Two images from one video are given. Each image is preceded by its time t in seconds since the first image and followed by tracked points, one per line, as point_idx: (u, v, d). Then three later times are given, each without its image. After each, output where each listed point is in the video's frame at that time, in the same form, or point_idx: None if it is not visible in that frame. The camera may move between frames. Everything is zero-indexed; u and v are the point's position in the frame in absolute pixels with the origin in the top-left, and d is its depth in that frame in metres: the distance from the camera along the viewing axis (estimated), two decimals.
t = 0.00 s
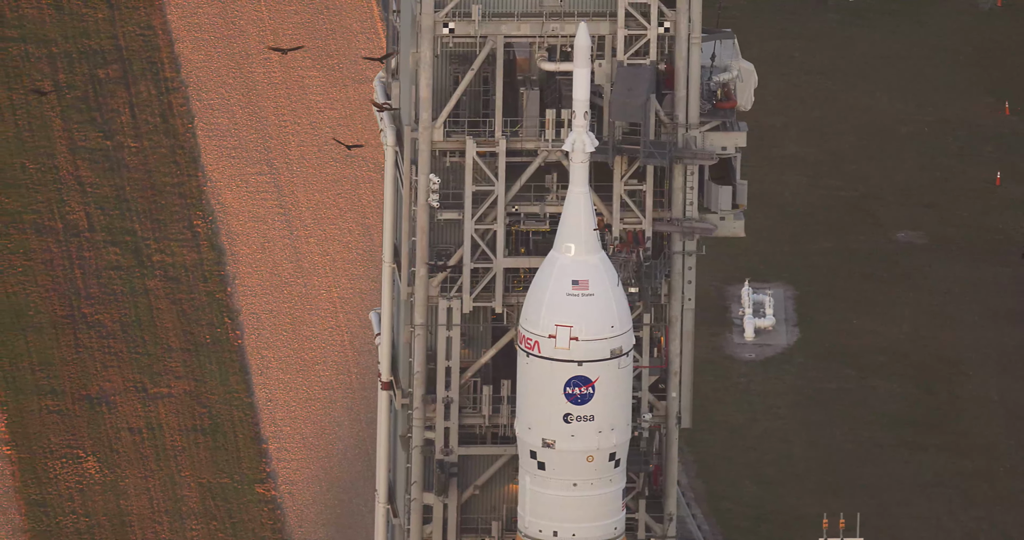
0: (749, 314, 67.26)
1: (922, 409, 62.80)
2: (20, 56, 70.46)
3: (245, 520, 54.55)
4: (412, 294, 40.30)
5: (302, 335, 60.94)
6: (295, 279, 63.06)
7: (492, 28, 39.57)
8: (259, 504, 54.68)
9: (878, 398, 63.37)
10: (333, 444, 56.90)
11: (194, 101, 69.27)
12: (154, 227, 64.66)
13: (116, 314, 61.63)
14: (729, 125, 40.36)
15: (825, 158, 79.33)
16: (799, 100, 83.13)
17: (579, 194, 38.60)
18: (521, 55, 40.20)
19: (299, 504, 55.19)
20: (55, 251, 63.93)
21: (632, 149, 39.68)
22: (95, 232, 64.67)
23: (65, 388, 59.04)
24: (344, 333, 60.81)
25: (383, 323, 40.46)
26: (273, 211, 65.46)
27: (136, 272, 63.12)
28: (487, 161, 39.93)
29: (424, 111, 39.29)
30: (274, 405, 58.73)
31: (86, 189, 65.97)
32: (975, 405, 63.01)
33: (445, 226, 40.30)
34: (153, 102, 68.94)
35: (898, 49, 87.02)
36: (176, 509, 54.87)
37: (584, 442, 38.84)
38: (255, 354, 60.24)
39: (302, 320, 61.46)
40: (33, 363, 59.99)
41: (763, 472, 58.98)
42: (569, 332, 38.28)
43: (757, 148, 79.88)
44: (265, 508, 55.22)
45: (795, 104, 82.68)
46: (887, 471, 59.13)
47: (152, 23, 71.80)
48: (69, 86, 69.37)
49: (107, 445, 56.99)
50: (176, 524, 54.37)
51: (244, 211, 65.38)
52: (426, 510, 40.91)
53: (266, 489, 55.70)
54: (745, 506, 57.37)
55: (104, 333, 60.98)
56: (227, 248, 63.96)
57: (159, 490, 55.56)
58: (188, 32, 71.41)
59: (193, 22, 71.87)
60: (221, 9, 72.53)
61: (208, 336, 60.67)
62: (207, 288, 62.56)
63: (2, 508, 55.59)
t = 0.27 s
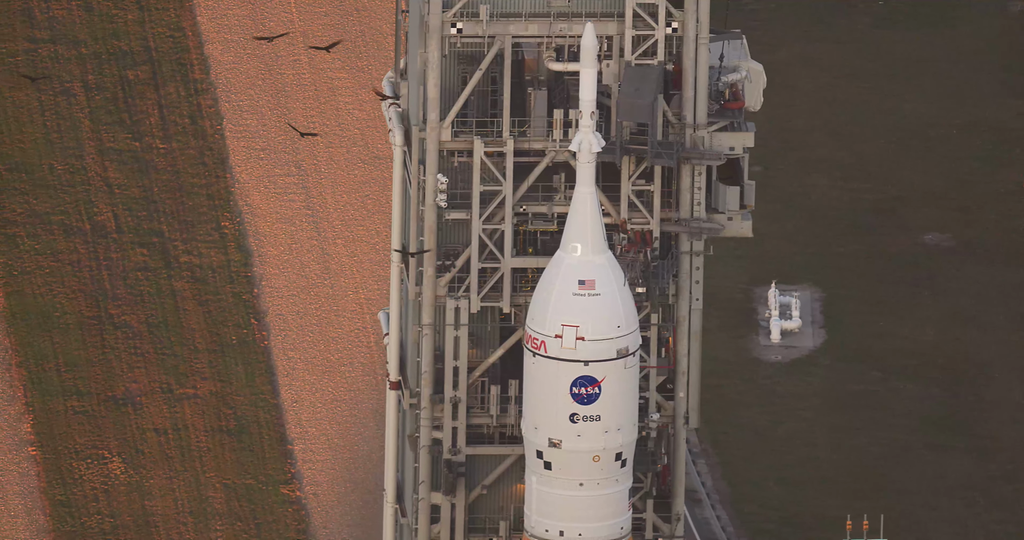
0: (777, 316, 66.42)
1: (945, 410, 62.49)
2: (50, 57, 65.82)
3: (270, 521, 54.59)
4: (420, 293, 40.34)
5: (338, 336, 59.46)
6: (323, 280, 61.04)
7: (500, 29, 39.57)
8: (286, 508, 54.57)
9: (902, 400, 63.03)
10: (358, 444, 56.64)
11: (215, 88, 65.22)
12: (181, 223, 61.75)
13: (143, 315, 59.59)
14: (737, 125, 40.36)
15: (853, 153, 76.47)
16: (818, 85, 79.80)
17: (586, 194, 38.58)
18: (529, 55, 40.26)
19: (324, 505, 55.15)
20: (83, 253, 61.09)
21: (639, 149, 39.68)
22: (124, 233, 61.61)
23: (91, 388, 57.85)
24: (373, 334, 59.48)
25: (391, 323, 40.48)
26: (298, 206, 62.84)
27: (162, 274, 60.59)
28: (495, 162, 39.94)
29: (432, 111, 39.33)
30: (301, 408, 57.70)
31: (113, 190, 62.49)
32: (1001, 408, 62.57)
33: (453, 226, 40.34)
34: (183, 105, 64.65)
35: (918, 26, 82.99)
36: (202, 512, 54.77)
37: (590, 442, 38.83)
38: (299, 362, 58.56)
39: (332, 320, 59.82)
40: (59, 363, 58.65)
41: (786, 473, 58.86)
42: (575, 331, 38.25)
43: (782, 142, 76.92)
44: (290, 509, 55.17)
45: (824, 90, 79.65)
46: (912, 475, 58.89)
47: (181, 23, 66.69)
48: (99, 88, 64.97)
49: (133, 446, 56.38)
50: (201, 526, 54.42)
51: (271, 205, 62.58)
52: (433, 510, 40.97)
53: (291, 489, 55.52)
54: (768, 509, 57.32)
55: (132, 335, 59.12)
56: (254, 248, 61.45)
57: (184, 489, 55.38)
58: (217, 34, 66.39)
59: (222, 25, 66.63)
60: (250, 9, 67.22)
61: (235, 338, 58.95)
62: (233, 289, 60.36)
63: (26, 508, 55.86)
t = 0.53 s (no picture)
0: (802, 316, 66.21)
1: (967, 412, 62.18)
2: (75, 60, 69.34)
3: (293, 522, 55.73)
4: (426, 293, 40.37)
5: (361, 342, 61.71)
6: (349, 284, 63.54)
7: (506, 29, 39.56)
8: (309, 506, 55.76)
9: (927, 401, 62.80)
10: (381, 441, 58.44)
11: (241, 88, 68.93)
12: (204, 225, 64.43)
13: (168, 316, 61.72)
14: (743, 126, 40.39)
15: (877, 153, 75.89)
16: (836, 92, 80.56)
17: (591, 194, 38.61)
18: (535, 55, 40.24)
19: (347, 505, 56.50)
20: (107, 255, 63.57)
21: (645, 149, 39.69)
22: (148, 234, 64.26)
23: (116, 389, 59.63)
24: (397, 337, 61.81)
25: (398, 322, 40.51)
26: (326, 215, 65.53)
27: (188, 275, 62.95)
28: (500, 162, 39.97)
29: (438, 111, 39.37)
30: (325, 407, 59.60)
31: (139, 192, 65.38)
32: None
33: (459, 226, 40.38)
34: (208, 105, 67.97)
35: (930, 28, 84.31)
36: (224, 513, 55.96)
37: (595, 441, 38.80)
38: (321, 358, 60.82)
39: (357, 323, 62.24)
40: (83, 364, 60.57)
41: (807, 474, 58.67)
42: (580, 331, 38.25)
43: (809, 148, 77.21)
44: (312, 508, 56.39)
45: (841, 94, 80.51)
46: (934, 475, 58.73)
47: (208, 25, 70.69)
48: (124, 88, 68.34)
49: (156, 446, 57.90)
50: (223, 525, 55.61)
51: (297, 208, 65.53)
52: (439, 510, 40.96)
53: (314, 491, 56.73)
54: (789, 509, 57.20)
55: (156, 337, 61.13)
56: (280, 250, 64.09)
57: (206, 490, 56.68)
58: (246, 38, 70.38)
59: (249, 29, 70.79)
60: (280, 11, 71.76)
61: (260, 340, 60.98)
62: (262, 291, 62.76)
63: (49, 508, 57.13)
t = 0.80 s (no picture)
0: (827, 320, 65.84)
1: (990, 415, 61.90)
2: (105, 61, 67.68)
3: (317, 524, 55.84)
4: (433, 294, 40.39)
5: (384, 343, 61.35)
6: (374, 283, 62.80)
7: (513, 30, 39.62)
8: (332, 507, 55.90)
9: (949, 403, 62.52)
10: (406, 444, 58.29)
11: (271, 90, 67.48)
12: (231, 229, 63.54)
13: (192, 319, 61.14)
14: (751, 127, 40.39)
15: (902, 151, 75.46)
16: (846, 90, 78.10)
17: (596, 196, 38.61)
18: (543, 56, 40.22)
19: (369, 507, 56.72)
20: (135, 256, 62.73)
21: (652, 150, 39.69)
22: (176, 236, 63.37)
23: (140, 392, 59.19)
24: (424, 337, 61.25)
25: (405, 323, 40.56)
26: (352, 213, 64.57)
27: (213, 278, 62.27)
28: (507, 162, 39.96)
29: (445, 112, 39.40)
30: (349, 408, 59.28)
31: (166, 193, 64.33)
32: None
33: (466, 227, 40.41)
34: (236, 108, 66.76)
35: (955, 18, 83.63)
36: (247, 514, 55.88)
37: (601, 442, 38.79)
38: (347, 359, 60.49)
39: (382, 323, 61.67)
40: (108, 366, 59.98)
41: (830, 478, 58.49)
42: (585, 332, 38.26)
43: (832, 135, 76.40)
44: (336, 510, 56.53)
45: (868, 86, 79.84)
46: (958, 479, 58.57)
47: (236, 28, 68.87)
48: (154, 91, 66.92)
49: (179, 448, 57.61)
50: (246, 525, 55.60)
51: (321, 208, 64.51)
52: (446, 511, 41.00)
53: (337, 493, 56.78)
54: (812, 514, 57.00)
55: (180, 338, 60.63)
56: (306, 252, 63.21)
57: (230, 492, 56.45)
58: (275, 39, 68.81)
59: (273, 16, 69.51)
60: (308, 14, 69.94)
61: (284, 342, 60.56)
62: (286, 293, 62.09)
63: (72, 509, 56.97)
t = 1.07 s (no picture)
0: (845, 320, 61.77)
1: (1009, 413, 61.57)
2: (128, 59, 65.03)
3: (335, 524, 56.38)
4: (435, 292, 40.46)
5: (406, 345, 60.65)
6: (396, 287, 61.50)
7: (515, 28, 39.67)
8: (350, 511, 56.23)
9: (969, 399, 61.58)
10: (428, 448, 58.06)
11: (294, 90, 64.74)
12: (254, 225, 62.09)
13: (213, 319, 60.42)
14: (753, 125, 40.39)
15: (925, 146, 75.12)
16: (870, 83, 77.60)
17: (597, 194, 38.63)
18: (545, 54, 40.25)
19: (387, 506, 57.02)
20: (156, 255, 61.50)
21: (654, 149, 39.72)
22: (197, 236, 61.90)
23: (160, 391, 59.02)
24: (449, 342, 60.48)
25: (407, 321, 40.61)
26: (373, 211, 62.69)
27: (234, 276, 61.22)
28: (509, 161, 40.02)
29: (447, 110, 39.45)
30: (369, 408, 58.98)
31: (188, 193, 62.64)
32: None
33: (468, 225, 40.47)
34: (259, 108, 64.32)
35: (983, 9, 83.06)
36: (266, 514, 56.57)
37: (601, 441, 38.82)
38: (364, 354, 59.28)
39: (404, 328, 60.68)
40: (128, 365, 59.61)
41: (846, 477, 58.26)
42: (585, 330, 38.29)
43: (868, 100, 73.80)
44: (354, 510, 56.91)
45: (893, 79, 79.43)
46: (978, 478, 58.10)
47: (261, 26, 65.80)
48: (177, 92, 64.45)
49: (200, 449, 57.87)
50: (265, 526, 56.34)
51: (343, 208, 62.73)
52: (448, 509, 41.05)
53: (356, 492, 57.11)
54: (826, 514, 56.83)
55: (201, 337, 60.07)
56: (327, 255, 61.62)
57: (249, 492, 57.09)
58: (298, 38, 65.60)
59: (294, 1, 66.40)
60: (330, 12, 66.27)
61: (305, 342, 59.88)
62: (307, 294, 60.98)
63: (91, 509, 57.60)
